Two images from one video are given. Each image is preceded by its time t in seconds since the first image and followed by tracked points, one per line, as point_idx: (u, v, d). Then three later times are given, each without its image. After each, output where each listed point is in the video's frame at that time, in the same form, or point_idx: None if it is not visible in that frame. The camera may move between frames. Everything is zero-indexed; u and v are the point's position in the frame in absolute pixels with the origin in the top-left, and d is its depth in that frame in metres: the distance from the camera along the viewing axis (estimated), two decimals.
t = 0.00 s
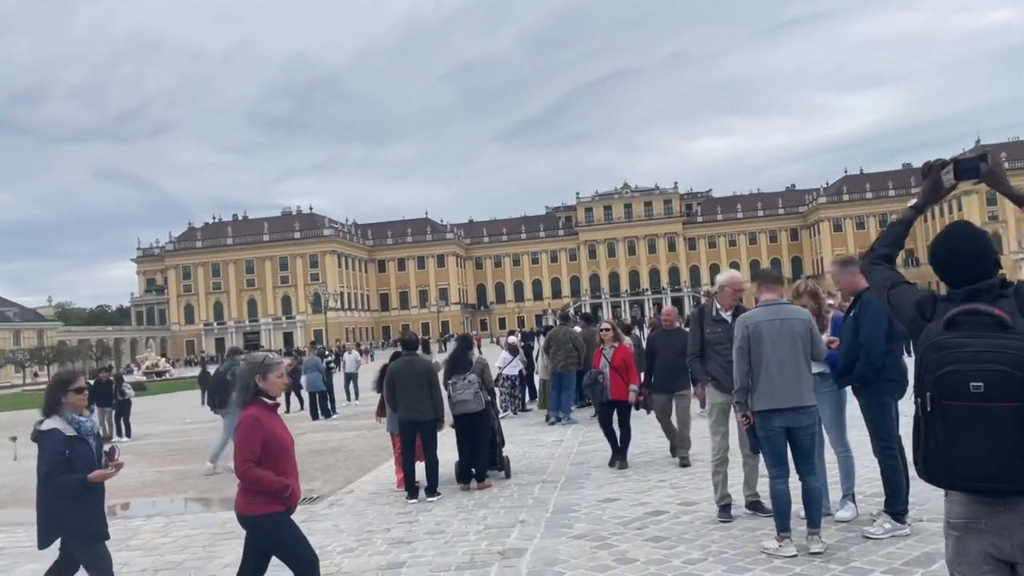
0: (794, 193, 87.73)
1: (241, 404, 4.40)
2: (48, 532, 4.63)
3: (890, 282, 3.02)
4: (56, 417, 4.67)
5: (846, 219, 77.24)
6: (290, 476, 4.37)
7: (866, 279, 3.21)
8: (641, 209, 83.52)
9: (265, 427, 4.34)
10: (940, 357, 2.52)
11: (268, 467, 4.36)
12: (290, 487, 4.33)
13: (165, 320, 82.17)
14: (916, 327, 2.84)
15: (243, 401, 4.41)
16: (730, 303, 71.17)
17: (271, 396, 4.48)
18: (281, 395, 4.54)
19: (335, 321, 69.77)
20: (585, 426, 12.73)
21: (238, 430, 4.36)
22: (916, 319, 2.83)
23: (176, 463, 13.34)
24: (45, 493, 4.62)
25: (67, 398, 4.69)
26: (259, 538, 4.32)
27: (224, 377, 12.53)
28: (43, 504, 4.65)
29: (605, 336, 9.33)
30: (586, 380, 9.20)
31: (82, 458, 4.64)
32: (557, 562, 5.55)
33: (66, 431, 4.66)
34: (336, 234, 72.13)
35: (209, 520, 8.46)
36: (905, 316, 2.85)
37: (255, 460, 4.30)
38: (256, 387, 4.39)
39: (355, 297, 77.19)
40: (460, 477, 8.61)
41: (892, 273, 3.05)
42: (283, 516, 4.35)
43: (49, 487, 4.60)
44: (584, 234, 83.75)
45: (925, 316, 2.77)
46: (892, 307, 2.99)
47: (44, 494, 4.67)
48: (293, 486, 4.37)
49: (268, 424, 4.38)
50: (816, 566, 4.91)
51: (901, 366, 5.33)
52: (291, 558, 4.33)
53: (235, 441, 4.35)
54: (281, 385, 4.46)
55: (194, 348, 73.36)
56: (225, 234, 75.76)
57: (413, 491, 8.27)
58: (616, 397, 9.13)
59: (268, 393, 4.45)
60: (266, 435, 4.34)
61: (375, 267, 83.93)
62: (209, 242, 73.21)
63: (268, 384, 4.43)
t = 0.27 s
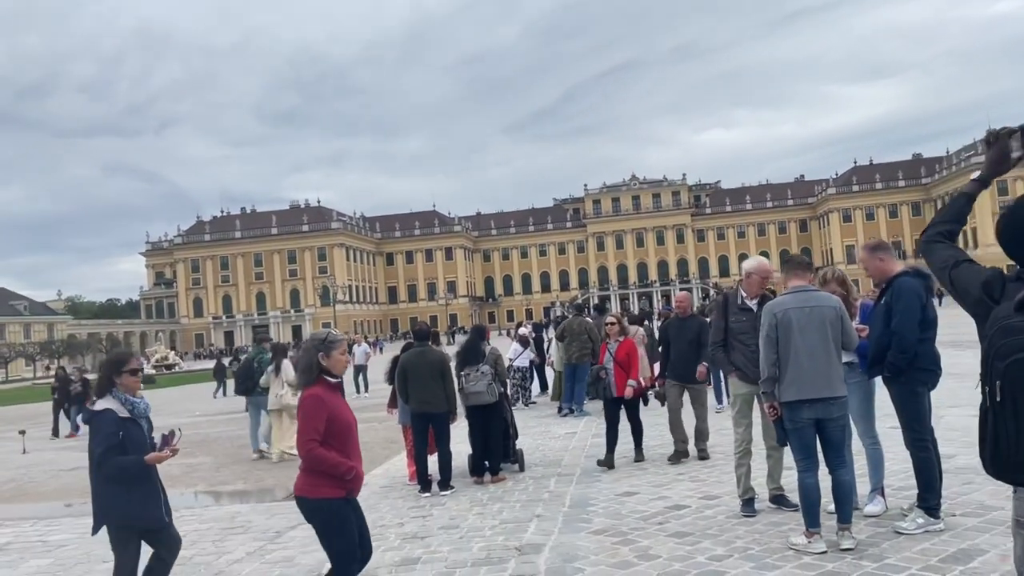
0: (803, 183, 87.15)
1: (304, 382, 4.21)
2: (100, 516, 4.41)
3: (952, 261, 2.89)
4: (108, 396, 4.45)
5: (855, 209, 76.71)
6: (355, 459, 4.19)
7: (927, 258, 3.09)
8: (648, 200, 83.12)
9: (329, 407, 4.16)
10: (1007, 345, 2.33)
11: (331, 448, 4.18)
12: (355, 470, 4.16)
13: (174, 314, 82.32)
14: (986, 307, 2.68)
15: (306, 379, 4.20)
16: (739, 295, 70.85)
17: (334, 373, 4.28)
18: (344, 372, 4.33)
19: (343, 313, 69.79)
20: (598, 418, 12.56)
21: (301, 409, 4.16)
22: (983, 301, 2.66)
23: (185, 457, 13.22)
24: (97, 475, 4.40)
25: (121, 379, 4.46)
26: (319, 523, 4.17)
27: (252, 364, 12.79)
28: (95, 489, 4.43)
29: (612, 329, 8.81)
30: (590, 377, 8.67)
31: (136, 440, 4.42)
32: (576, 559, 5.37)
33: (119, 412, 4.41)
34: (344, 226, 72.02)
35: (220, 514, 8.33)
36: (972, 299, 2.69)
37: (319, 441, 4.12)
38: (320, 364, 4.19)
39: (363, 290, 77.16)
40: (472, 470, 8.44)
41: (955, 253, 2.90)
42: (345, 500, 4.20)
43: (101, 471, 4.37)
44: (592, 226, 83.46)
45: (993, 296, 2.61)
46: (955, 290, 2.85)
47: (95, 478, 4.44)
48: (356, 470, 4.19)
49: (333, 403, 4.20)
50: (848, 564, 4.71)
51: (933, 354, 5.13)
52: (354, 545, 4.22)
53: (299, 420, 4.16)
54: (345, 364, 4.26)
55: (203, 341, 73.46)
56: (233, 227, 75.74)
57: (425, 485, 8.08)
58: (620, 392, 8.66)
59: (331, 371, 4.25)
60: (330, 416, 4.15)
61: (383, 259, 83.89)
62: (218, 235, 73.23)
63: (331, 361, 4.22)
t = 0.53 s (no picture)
0: (809, 178, 86.66)
1: (363, 376, 4.05)
2: (152, 519, 4.18)
3: None
4: (169, 393, 4.25)
5: (861, 204, 76.26)
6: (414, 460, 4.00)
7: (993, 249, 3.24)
8: (654, 195, 82.73)
9: (390, 404, 3.98)
10: None
11: (392, 447, 3.99)
12: (415, 472, 3.96)
13: (180, 309, 82.40)
14: None
15: (366, 373, 4.05)
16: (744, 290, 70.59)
17: (396, 369, 4.11)
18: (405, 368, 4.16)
19: (349, 308, 69.73)
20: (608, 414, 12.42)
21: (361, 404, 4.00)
22: None
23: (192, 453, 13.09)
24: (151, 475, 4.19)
25: (181, 375, 4.27)
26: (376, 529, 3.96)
27: (281, 360, 12.91)
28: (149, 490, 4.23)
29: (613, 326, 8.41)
30: (588, 375, 8.28)
31: (195, 440, 4.22)
32: (595, 560, 5.21)
33: (179, 410, 4.20)
34: (349, 221, 71.86)
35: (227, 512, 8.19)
36: None
37: (379, 439, 3.94)
38: (381, 358, 4.04)
39: (368, 285, 77.09)
40: (483, 468, 8.28)
41: None
42: (404, 505, 3.99)
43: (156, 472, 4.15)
44: (597, 221, 83.15)
45: None
46: None
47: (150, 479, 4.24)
48: (416, 471, 3.99)
49: (394, 400, 4.02)
50: (880, 569, 4.54)
51: (966, 350, 4.95)
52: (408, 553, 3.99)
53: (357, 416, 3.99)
54: (407, 359, 4.09)
55: (208, 337, 73.49)
56: (238, 222, 75.64)
57: (435, 483, 7.90)
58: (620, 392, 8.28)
59: (393, 367, 4.09)
60: (392, 412, 3.98)
61: (388, 255, 83.76)
62: (223, 231, 73.12)
63: (393, 356, 4.07)
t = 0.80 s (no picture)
0: (814, 176, 86.31)
1: (436, 370, 3.88)
2: (217, 505, 4.18)
3: None
4: (230, 377, 4.26)
5: (867, 202, 75.98)
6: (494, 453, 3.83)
7: None
8: (658, 193, 82.48)
9: (467, 395, 3.82)
10: None
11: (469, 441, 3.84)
12: (496, 466, 3.78)
13: (184, 306, 82.49)
14: None
15: (438, 365, 3.88)
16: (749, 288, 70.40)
17: (469, 359, 3.94)
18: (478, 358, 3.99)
19: (353, 306, 69.68)
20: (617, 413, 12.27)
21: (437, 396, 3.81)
22: None
23: (197, 451, 12.96)
24: (215, 460, 4.22)
25: (242, 360, 4.29)
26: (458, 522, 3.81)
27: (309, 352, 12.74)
28: (210, 476, 4.24)
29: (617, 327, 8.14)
30: (594, 378, 8.00)
31: (258, 424, 4.20)
32: (614, 565, 5.06)
33: (240, 393, 4.21)
34: (353, 219, 71.75)
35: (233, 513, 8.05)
36: None
37: (457, 432, 3.77)
38: (455, 349, 3.88)
39: (372, 283, 77.03)
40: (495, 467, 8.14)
41: None
42: (487, 500, 3.82)
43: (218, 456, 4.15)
44: (601, 219, 82.93)
45: None
46: None
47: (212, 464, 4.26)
48: (498, 465, 3.81)
49: (470, 391, 3.85)
50: None
51: (998, 350, 4.78)
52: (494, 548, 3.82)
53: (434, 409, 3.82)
54: (481, 348, 3.92)
55: (213, 334, 73.51)
56: (242, 219, 75.56)
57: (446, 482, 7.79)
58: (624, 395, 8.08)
59: (467, 358, 3.92)
60: (469, 405, 3.82)
61: (392, 252, 83.67)
62: (227, 227, 73.01)
63: (466, 346, 3.90)
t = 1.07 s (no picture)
0: (819, 176, 85.99)
1: (522, 362, 3.77)
2: (285, 503, 4.06)
3: None
4: (297, 373, 4.11)
5: (872, 202, 75.69)
6: (582, 450, 3.66)
7: None
8: (663, 193, 82.26)
9: (554, 388, 3.66)
10: None
11: (556, 435, 3.67)
12: (584, 460, 3.62)
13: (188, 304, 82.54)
14: None
15: (525, 357, 3.77)
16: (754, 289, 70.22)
17: (555, 353, 3.83)
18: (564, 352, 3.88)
19: (357, 304, 69.64)
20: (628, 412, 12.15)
21: (523, 388, 3.69)
22: None
23: (204, 449, 12.84)
24: (281, 458, 4.10)
25: (308, 356, 4.17)
26: (548, 521, 3.61)
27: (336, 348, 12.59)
28: (276, 474, 4.11)
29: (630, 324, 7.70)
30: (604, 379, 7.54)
31: (324, 423, 4.06)
32: (638, 569, 4.92)
33: (307, 391, 4.06)
34: (358, 217, 71.69)
35: (243, 512, 7.93)
36: None
37: (545, 427, 3.62)
38: (542, 340, 3.75)
39: (377, 281, 77.01)
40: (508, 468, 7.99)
41: None
42: (576, 495, 3.61)
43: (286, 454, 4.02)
44: (606, 218, 82.75)
45: None
46: None
47: (277, 462, 4.13)
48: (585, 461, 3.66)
49: (558, 386, 3.69)
50: None
51: None
52: (587, 547, 3.54)
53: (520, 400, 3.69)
54: (567, 342, 3.81)
55: (217, 332, 73.50)
56: (247, 217, 75.50)
57: (459, 483, 7.62)
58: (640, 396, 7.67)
59: (554, 349, 3.78)
60: (555, 397, 3.66)
61: (396, 251, 83.58)
62: (231, 225, 72.99)
63: (554, 338, 3.78)
